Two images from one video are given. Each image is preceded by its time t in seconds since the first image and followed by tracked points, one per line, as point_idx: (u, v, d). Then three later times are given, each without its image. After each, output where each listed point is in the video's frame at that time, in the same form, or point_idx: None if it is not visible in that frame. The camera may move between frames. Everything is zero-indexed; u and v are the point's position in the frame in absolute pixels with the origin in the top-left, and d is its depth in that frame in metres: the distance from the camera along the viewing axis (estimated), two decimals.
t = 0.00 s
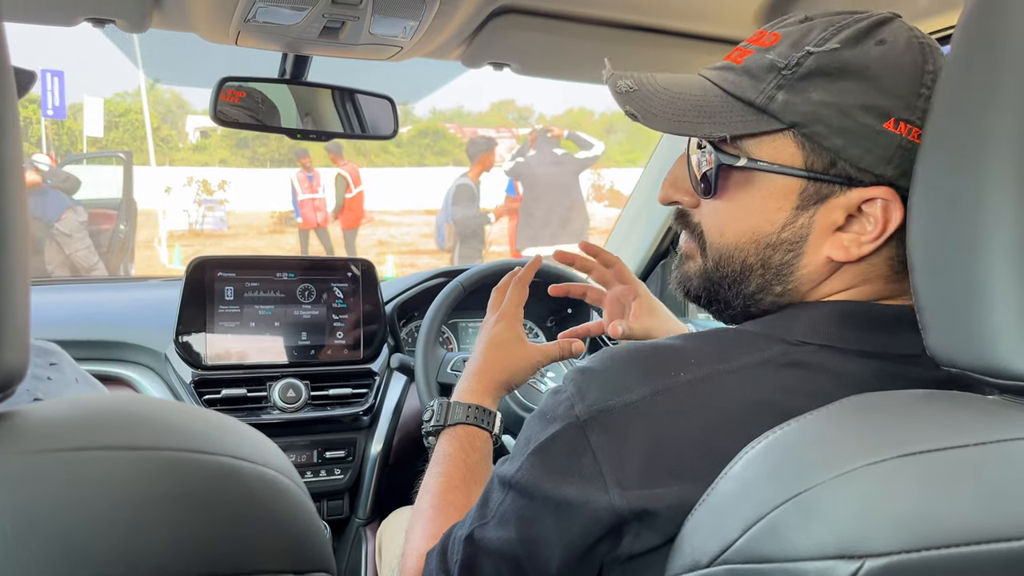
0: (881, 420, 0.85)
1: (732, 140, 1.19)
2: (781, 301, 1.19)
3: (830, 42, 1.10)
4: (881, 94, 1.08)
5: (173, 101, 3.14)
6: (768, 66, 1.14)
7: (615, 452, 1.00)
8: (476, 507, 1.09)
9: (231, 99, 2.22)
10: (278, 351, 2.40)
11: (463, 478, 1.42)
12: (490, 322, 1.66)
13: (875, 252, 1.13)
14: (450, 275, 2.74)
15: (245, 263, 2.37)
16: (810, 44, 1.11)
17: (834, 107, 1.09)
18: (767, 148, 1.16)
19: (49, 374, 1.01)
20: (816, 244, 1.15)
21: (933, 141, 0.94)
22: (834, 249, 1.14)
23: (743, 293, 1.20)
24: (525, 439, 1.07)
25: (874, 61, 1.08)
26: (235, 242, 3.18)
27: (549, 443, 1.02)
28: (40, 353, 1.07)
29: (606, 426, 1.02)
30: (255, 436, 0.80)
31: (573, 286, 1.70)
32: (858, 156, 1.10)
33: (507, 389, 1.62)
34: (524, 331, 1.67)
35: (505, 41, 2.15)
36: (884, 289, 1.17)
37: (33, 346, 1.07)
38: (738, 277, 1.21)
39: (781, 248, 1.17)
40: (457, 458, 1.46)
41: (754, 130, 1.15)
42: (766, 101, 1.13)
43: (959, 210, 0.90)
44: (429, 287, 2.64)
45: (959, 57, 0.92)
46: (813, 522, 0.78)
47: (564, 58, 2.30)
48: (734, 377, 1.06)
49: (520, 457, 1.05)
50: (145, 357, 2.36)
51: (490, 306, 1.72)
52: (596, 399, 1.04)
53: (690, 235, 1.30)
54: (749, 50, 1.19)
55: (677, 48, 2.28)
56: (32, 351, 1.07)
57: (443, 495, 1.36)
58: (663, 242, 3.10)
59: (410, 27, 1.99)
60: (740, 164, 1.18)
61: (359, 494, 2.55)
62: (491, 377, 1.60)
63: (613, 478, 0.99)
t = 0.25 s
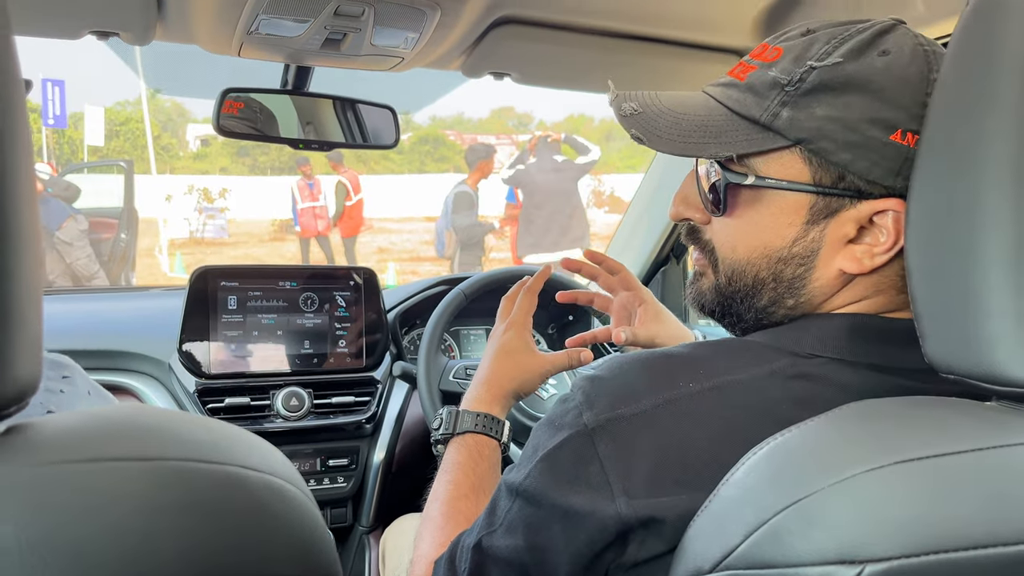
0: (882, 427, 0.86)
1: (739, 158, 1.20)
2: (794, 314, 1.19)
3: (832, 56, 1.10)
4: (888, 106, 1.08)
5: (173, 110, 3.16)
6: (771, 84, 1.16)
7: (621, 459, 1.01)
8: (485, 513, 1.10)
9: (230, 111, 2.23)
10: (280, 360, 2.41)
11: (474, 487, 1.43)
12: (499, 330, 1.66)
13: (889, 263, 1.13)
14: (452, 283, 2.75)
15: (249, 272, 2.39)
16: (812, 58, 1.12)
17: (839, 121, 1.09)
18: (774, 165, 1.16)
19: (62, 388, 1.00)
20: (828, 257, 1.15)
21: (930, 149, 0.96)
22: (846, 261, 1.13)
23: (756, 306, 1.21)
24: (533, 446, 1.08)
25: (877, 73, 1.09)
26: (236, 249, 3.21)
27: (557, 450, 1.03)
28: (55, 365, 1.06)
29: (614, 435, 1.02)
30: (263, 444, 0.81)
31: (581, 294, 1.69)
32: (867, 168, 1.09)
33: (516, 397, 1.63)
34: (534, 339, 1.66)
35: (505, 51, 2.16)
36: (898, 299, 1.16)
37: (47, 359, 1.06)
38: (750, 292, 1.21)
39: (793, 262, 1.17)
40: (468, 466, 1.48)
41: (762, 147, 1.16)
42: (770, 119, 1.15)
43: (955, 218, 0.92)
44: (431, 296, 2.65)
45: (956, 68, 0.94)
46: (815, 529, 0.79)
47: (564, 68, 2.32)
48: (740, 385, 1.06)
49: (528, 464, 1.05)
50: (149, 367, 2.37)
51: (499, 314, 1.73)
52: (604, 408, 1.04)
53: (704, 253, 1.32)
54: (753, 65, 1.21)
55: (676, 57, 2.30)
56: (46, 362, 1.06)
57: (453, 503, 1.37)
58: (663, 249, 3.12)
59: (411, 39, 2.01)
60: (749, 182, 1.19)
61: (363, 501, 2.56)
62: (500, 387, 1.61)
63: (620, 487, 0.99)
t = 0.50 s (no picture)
0: (880, 442, 0.87)
1: (728, 180, 1.21)
2: (793, 328, 1.19)
3: (810, 75, 1.12)
4: (869, 120, 1.09)
5: (174, 117, 3.12)
6: (753, 106, 1.18)
7: (622, 472, 1.02)
8: (486, 526, 1.11)
9: (231, 124, 2.24)
10: (282, 370, 2.42)
11: (474, 498, 1.43)
12: (500, 343, 1.67)
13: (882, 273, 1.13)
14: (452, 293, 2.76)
15: (249, 283, 2.40)
16: (791, 78, 1.14)
17: (821, 138, 1.11)
18: (762, 185, 1.17)
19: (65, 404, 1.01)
20: (822, 269, 1.15)
21: (925, 163, 0.96)
22: (841, 273, 1.13)
23: (755, 323, 1.21)
24: (534, 459, 1.09)
25: (855, 88, 1.10)
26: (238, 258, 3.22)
27: (559, 463, 1.04)
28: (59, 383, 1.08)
29: (614, 449, 1.03)
30: (264, 460, 0.82)
31: (576, 308, 1.72)
32: (853, 181, 1.10)
33: (517, 410, 1.64)
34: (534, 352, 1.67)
35: (505, 65, 2.18)
36: (895, 305, 1.17)
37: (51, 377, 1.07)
38: (748, 309, 1.21)
39: (788, 278, 1.18)
40: (467, 478, 1.49)
41: (748, 168, 1.17)
42: (754, 139, 1.16)
43: (952, 233, 0.93)
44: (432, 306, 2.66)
45: (952, 82, 0.94)
46: (815, 544, 0.80)
47: (563, 80, 2.33)
48: (739, 397, 1.07)
49: (530, 477, 1.06)
50: (151, 378, 2.38)
51: (500, 326, 1.74)
52: (604, 421, 1.05)
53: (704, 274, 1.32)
54: (733, 89, 1.23)
55: (674, 70, 2.32)
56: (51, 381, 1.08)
57: (454, 514, 1.37)
58: (663, 259, 3.13)
59: (412, 52, 2.02)
60: (739, 202, 1.19)
61: (364, 512, 2.56)
62: (501, 399, 1.62)
63: (621, 501, 1.00)
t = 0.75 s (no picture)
0: (871, 454, 0.87)
1: (715, 195, 1.21)
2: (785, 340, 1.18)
3: (795, 89, 1.12)
4: (854, 133, 1.09)
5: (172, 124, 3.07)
6: (738, 120, 1.19)
7: (615, 484, 1.01)
8: (479, 539, 1.10)
9: (227, 134, 2.24)
10: (280, 377, 2.42)
11: (468, 508, 1.43)
12: (495, 351, 1.68)
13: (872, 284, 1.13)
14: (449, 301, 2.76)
15: (245, 291, 2.39)
16: (776, 92, 1.14)
17: (807, 151, 1.11)
18: (750, 200, 1.18)
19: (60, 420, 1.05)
20: (812, 281, 1.16)
21: (917, 175, 0.97)
22: (830, 285, 1.14)
23: (746, 335, 1.20)
24: (527, 471, 1.08)
25: (839, 101, 1.10)
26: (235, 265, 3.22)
27: (552, 476, 1.03)
28: (53, 398, 1.12)
29: (607, 461, 1.03)
30: (252, 474, 0.81)
31: (569, 317, 1.72)
32: (840, 194, 1.10)
33: (511, 418, 1.64)
34: (527, 360, 1.68)
35: (501, 74, 2.18)
36: (887, 315, 1.16)
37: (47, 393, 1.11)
38: (739, 323, 1.21)
39: (778, 290, 1.18)
40: (460, 488, 1.48)
41: (736, 182, 1.17)
42: (741, 154, 1.17)
43: (945, 246, 0.93)
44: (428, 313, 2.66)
45: (942, 95, 0.94)
46: (807, 558, 0.80)
47: (559, 89, 2.34)
48: (732, 410, 1.06)
49: (522, 490, 1.06)
50: (146, 387, 2.38)
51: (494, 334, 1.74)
52: (597, 433, 1.05)
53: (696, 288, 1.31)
54: (719, 103, 1.24)
55: (670, 79, 2.32)
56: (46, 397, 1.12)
57: (447, 525, 1.37)
58: (659, 266, 3.14)
59: (407, 61, 2.03)
60: (726, 217, 1.20)
61: (360, 521, 2.56)
62: (495, 408, 1.62)
63: (614, 514, 1.00)
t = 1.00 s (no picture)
0: (871, 459, 0.86)
1: (712, 201, 1.21)
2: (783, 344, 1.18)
3: (788, 92, 1.12)
4: (849, 135, 1.09)
5: (171, 128, 3.04)
6: (732, 125, 1.19)
7: (614, 488, 1.01)
8: (476, 544, 1.10)
9: (224, 138, 2.24)
10: (278, 382, 2.42)
11: (465, 511, 1.43)
12: (492, 353, 1.68)
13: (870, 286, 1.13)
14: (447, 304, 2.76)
15: (242, 295, 2.39)
16: (769, 96, 1.14)
17: (803, 154, 1.11)
18: (746, 204, 1.18)
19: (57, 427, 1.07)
20: (809, 285, 1.15)
21: (915, 178, 0.96)
22: (828, 288, 1.14)
23: (745, 340, 1.20)
24: (525, 475, 1.08)
25: (832, 103, 1.10)
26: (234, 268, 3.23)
27: (550, 479, 1.03)
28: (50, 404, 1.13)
29: (606, 465, 1.03)
30: (247, 477, 0.81)
31: (565, 324, 1.72)
32: (837, 196, 1.10)
33: (509, 421, 1.63)
34: (525, 363, 1.68)
35: (498, 77, 2.18)
36: (884, 317, 1.16)
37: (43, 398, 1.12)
38: (737, 328, 1.21)
39: (776, 295, 1.17)
40: (457, 490, 1.48)
41: (732, 187, 1.17)
42: (736, 159, 1.17)
43: (944, 249, 0.93)
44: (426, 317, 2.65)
45: (941, 97, 0.94)
46: (806, 561, 0.79)
47: (556, 92, 2.34)
48: (731, 414, 1.06)
49: (520, 494, 1.06)
50: (143, 391, 2.36)
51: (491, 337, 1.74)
52: (596, 437, 1.04)
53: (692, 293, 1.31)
54: (712, 108, 1.24)
55: (667, 82, 2.32)
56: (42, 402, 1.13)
57: (445, 528, 1.37)
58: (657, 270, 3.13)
59: (405, 64, 2.03)
60: (723, 222, 1.20)
61: (358, 524, 2.55)
62: (492, 411, 1.61)
63: (612, 518, 0.99)
